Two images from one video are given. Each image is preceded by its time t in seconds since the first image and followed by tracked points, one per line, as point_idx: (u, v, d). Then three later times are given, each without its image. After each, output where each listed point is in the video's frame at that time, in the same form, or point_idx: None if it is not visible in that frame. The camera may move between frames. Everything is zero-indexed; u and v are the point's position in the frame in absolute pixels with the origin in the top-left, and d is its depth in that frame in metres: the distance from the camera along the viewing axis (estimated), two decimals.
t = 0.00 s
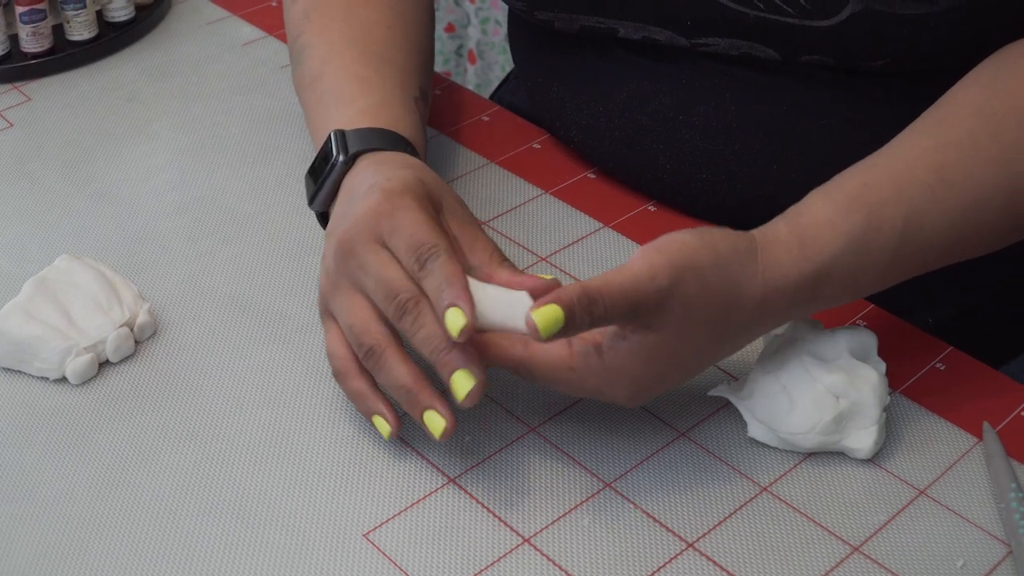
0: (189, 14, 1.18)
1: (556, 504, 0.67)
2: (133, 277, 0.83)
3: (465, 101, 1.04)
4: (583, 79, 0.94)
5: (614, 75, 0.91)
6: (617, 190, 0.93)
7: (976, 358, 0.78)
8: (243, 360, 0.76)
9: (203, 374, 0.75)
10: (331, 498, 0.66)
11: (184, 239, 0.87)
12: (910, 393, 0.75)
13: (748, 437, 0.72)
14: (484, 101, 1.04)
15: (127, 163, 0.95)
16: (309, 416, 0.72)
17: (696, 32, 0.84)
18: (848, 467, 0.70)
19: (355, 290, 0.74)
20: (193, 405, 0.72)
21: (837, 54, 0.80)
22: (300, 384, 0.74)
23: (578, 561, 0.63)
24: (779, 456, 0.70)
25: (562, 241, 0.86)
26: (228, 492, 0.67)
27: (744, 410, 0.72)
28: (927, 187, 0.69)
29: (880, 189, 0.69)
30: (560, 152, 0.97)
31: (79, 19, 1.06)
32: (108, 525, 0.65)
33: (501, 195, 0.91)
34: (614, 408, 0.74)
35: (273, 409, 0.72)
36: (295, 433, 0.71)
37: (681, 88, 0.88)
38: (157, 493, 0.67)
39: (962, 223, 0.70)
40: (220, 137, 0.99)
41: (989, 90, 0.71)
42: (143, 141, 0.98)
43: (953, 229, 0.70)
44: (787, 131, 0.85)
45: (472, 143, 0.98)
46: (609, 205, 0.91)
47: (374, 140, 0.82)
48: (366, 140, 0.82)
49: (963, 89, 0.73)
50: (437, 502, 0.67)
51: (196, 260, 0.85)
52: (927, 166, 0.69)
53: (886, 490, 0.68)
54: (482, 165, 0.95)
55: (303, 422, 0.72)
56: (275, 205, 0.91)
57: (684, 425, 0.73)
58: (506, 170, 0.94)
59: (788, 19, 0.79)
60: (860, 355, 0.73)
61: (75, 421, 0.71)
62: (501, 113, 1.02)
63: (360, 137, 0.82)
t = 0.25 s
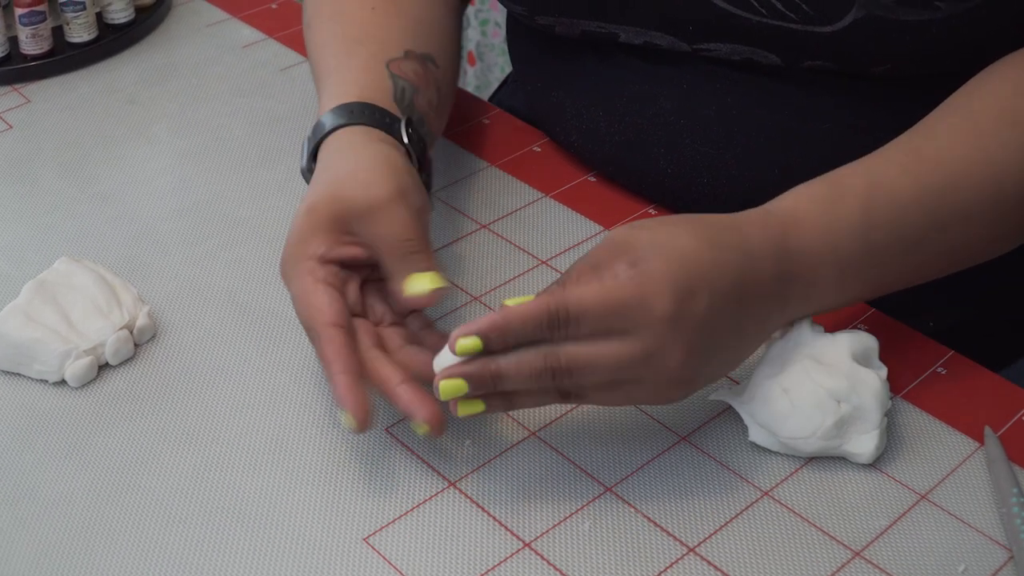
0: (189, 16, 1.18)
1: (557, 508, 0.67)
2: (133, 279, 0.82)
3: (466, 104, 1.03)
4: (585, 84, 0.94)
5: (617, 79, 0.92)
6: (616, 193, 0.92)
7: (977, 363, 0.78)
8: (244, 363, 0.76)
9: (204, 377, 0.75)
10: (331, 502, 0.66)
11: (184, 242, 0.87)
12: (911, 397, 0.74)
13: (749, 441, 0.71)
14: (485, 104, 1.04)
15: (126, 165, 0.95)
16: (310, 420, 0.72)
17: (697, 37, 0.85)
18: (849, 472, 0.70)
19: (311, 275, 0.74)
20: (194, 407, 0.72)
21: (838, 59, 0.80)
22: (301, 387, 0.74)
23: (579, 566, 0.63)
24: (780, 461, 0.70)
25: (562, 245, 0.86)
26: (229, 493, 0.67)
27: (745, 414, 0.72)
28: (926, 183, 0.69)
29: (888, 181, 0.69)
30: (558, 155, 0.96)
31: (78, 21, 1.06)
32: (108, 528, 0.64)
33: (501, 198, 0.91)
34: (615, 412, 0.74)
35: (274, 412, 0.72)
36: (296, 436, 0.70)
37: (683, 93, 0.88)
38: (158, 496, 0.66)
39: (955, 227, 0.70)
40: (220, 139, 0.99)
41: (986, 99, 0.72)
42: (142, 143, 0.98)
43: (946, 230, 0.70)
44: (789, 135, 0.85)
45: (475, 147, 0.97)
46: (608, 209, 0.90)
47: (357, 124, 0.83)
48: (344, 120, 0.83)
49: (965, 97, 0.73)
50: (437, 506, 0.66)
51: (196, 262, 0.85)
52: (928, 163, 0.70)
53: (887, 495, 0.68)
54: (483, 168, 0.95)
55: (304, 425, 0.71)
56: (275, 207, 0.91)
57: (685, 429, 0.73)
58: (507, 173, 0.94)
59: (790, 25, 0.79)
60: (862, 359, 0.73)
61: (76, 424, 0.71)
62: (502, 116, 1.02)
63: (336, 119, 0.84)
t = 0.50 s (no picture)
0: (189, 16, 1.18)
1: (560, 509, 0.66)
2: (135, 279, 0.82)
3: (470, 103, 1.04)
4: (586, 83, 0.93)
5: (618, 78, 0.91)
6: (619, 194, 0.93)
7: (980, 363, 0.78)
8: (245, 363, 0.76)
9: (205, 377, 0.74)
10: (332, 503, 0.66)
11: (185, 241, 0.86)
12: (914, 398, 0.74)
13: (753, 441, 0.71)
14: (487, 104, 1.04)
15: (127, 165, 0.95)
16: (311, 420, 0.72)
17: (700, 37, 0.84)
18: (853, 472, 0.69)
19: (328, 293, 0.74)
20: (195, 407, 0.72)
21: (843, 59, 0.80)
22: (302, 388, 0.74)
23: (582, 566, 0.63)
24: (784, 461, 0.70)
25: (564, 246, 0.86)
26: (230, 493, 0.66)
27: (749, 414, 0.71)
28: (908, 185, 0.69)
29: (873, 181, 0.68)
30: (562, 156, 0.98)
31: (78, 20, 1.06)
32: (110, 528, 0.64)
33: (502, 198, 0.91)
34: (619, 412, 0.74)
35: (276, 413, 0.72)
36: (297, 437, 0.70)
37: (686, 91, 0.87)
38: (159, 496, 0.66)
39: (940, 225, 0.70)
40: (221, 138, 0.99)
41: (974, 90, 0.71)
42: (142, 142, 0.98)
43: (931, 227, 0.70)
44: (791, 135, 0.85)
45: (480, 149, 0.98)
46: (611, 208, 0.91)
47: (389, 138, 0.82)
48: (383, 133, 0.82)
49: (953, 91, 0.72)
50: (439, 507, 0.66)
51: (197, 262, 0.84)
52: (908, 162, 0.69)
53: (891, 495, 0.68)
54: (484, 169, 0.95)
55: (305, 426, 0.71)
56: (276, 207, 0.91)
57: (689, 429, 0.72)
58: (510, 172, 0.95)
59: (795, 25, 0.79)
60: (866, 358, 0.73)
61: (76, 424, 0.71)
62: (507, 116, 1.03)
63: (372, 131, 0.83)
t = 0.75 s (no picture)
0: (190, 14, 1.17)
1: (564, 507, 0.66)
2: (137, 278, 0.82)
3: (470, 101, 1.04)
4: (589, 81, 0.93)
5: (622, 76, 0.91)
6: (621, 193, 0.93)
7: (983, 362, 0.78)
8: (247, 362, 0.75)
9: (207, 376, 0.74)
10: (335, 502, 0.66)
11: (187, 240, 0.86)
12: (917, 396, 0.74)
13: (757, 441, 0.71)
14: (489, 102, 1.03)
15: (128, 163, 0.95)
16: (313, 420, 0.71)
17: (706, 32, 0.84)
18: (857, 471, 0.69)
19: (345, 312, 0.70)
20: (197, 407, 0.72)
21: (849, 55, 0.80)
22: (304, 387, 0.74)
23: (586, 565, 0.62)
24: (788, 460, 0.70)
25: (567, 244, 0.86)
26: (233, 492, 0.66)
27: (753, 412, 0.71)
28: (907, 173, 0.68)
29: (871, 165, 0.68)
30: (564, 154, 0.98)
31: (80, 18, 1.06)
32: (111, 528, 0.64)
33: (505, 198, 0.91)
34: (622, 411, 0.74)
35: (278, 412, 0.72)
36: (299, 437, 0.70)
37: (691, 89, 0.88)
38: (161, 496, 0.66)
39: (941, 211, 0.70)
40: (222, 137, 0.98)
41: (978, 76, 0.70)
42: (144, 141, 0.97)
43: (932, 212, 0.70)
44: (795, 133, 0.85)
45: (486, 147, 0.98)
46: (613, 207, 0.91)
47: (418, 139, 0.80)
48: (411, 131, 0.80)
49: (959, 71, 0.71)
50: (442, 506, 0.66)
51: (199, 261, 0.84)
52: (916, 150, 0.68)
53: (895, 494, 0.68)
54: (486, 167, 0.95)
55: (307, 426, 0.71)
56: (278, 205, 0.90)
57: (693, 429, 0.72)
58: (512, 172, 0.95)
59: (802, 20, 0.79)
60: (869, 357, 0.72)
61: (78, 423, 0.70)
62: (508, 114, 1.03)
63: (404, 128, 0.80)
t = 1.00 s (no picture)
0: (191, 12, 1.17)
1: (566, 505, 0.66)
2: (138, 276, 0.82)
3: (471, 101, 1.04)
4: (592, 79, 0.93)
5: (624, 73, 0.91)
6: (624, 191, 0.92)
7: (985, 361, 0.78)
8: (249, 361, 0.75)
9: (209, 375, 0.74)
10: (336, 500, 0.66)
11: (189, 238, 0.86)
12: (919, 395, 0.74)
13: (759, 439, 0.71)
14: (490, 101, 1.03)
15: (130, 161, 0.94)
16: (315, 418, 0.71)
17: (709, 22, 0.84)
18: (859, 469, 0.69)
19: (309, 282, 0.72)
20: (199, 406, 0.72)
21: (852, 50, 0.80)
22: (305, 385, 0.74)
23: (588, 562, 0.62)
24: (790, 458, 0.70)
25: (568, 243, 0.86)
26: (235, 490, 0.66)
27: (755, 411, 0.71)
28: (907, 176, 0.68)
29: (870, 167, 0.68)
30: (567, 153, 0.97)
31: (81, 16, 1.06)
32: (114, 526, 0.64)
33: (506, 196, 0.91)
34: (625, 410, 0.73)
35: (279, 411, 0.72)
36: (300, 435, 0.70)
37: (693, 86, 0.88)
38: (163, 494, 0.66)
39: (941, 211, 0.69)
40: (223, 135, 0.98)
41: (981, 76, 0.70)
42: (145, 139, 0.97)
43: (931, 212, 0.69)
44: (797, 131, 0.85)
45: (488, 146, 0.98)
46: (615, 206, 0.90)
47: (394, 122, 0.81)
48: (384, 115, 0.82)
49: (960, 73, 0.71)
50: (444, 503, 0.66)
51: (201, 259, 0.84)
52: (916, 155, 0.68)
53: (897, 491, 0.68)
54: (487, 166, 0.95)
55: (308, 424, 0.71)
56: (279, 203, 0.90)
57: (695, 427, 0.72)
58: (513, 170, 0.95)
59: (807, 12, 0.79)
60: (871, 355, 0.72)
61: (81, 422, 0.70)
62: (510, 113, 1.02)
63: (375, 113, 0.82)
